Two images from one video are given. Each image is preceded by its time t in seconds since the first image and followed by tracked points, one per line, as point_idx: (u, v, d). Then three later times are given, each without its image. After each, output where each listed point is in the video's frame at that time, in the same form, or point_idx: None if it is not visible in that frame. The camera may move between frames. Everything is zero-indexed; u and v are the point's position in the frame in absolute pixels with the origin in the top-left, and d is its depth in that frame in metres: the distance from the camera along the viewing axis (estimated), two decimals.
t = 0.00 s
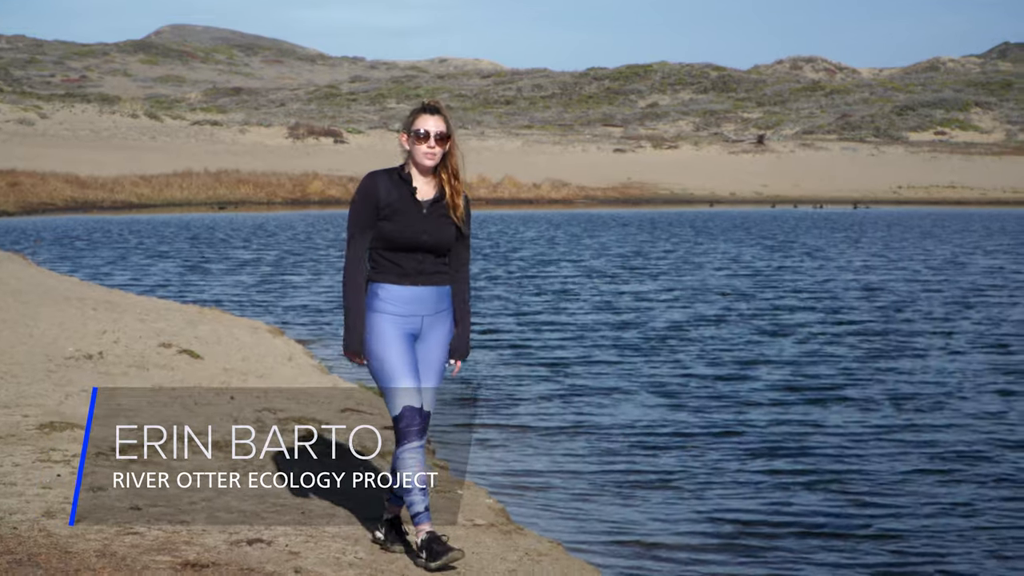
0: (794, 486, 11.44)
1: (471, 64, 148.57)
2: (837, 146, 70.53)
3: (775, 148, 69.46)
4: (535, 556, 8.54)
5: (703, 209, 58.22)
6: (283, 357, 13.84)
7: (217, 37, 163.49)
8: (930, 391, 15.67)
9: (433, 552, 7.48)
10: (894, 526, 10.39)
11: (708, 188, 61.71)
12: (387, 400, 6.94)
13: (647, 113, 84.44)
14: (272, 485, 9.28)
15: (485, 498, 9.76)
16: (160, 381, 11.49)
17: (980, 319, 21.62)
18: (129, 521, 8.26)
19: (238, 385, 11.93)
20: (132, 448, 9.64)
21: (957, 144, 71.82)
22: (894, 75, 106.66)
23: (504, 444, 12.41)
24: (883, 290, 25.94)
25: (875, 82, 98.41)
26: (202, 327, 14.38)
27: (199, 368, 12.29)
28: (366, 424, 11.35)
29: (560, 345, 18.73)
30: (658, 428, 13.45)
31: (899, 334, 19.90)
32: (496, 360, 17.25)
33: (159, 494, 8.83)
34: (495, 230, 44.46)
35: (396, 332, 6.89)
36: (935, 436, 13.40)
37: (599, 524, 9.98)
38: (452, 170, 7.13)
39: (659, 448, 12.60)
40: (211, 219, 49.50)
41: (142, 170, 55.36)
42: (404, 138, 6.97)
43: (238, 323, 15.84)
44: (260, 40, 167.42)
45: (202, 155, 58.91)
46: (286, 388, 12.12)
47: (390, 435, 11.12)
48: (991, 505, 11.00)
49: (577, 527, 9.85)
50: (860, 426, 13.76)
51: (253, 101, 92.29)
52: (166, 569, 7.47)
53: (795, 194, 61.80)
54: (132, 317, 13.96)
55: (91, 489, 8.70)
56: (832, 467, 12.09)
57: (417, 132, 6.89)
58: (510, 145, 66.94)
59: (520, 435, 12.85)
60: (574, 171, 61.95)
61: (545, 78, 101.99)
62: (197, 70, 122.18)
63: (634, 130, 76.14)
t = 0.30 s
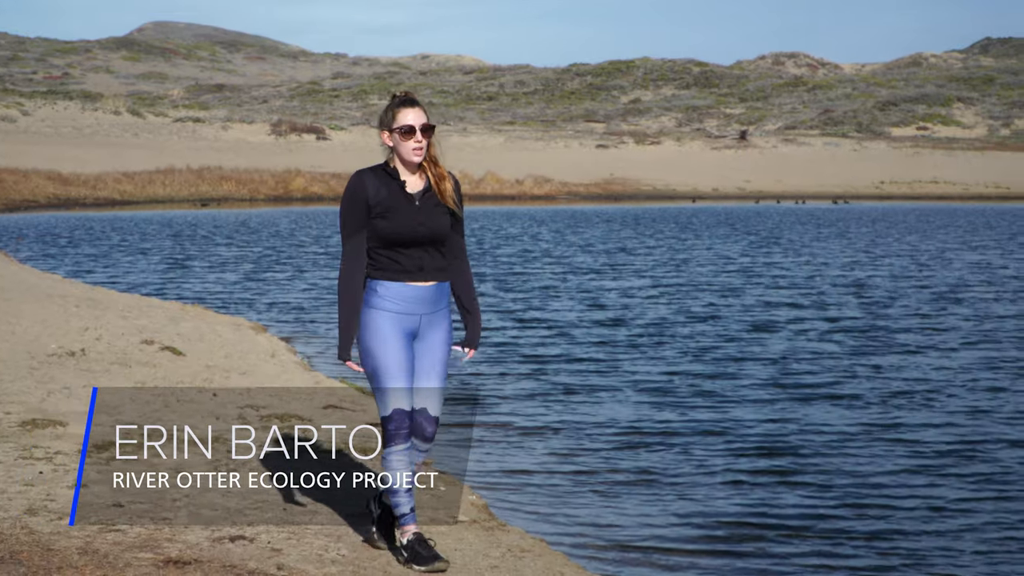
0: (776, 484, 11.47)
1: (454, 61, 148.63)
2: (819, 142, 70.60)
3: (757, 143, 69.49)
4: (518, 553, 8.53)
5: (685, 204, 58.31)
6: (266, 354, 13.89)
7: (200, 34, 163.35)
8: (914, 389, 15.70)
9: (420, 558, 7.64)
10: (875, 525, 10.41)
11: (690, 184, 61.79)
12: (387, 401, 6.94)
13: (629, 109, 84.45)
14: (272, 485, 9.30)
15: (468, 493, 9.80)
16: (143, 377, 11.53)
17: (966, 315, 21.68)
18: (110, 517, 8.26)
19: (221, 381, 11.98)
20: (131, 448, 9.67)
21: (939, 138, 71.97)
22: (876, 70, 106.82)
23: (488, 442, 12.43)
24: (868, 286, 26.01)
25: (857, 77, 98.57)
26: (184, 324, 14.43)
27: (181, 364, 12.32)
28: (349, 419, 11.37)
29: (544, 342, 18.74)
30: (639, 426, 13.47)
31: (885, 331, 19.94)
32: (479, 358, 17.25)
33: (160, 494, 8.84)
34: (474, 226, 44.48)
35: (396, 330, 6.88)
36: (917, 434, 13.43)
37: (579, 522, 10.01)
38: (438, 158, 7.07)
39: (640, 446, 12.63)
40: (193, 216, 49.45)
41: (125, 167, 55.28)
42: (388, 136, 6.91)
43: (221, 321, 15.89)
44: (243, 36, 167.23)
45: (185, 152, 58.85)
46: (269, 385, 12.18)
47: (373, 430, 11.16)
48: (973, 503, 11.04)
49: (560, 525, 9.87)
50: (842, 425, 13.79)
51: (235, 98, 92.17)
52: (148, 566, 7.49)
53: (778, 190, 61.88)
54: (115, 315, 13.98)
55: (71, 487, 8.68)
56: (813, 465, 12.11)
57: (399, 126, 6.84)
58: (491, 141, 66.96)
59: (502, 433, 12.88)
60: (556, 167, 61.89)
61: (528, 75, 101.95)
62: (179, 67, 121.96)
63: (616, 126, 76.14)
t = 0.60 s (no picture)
0: (760, 486, 11.49)
1: (439, 60, 148.45)
2: (804, 141, 70.50)
3: (742, 143, 69.35)
4: (504, 551, 8.55)
5: (671, 203, 58.22)
6: (251, 353, 13.94)
7: (185, 33, 162.92)
8: (901, 390, 15.75)
9: (404, 557, 7.62)
10: (859, 527, 10.43)
11: (676, 183, 61.65)
12: (376, 401, 6.91)
13: (615, 108, 84.31)
14: (272, 485, 9.33)
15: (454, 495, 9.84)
16: (128, 376, 11.54)
17: (954, 315, 21.78)
18: (96, 516, 8.26)
19: (207, 380, 12.01)
20: (130, 448, 9.71)
21: (926, 138, 71.99)
22: (862, 70, 106.83)
23: (473, 443, 12.46)
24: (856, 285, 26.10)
25: (842, 76, 98.53)
26: (169, 323, 14.43)
27: (166, 363, 12.35)
28: (335, 419, 11.39)
29: (531, 343, 18.75)
30: (624, 428, 13.49)
31: (873, 331, 20.01)
32: (466, 358, 17.27)
33: (160, 494, 8.86)
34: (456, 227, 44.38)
35: (385, 328, 6.83)
36: (902, 436, 13.49)
37: (562, 522, 10.04)
38: (433, 158, 6.98)
39: (624, 448, 12.66)
40: (177, 215, 49.24)
41: (111, 165, 55.07)
42: (382, 138, 6.86)
43: (205, 319, 15.94)
44: (228, 36, 166.82)
45: (171, 151, 58.62)
46: (255, 384, 12.22)
47: (359, 429, 11.19)
48: (957, 504, 11.09)
49: (543, 524, 9.92)
50: (828, 426, 13.85)
51: (220, 96, 91.93)
52: (133, 564, 7.49)
53: (763, 190, 61.77)
54: (99, 314, 13.98)
55: (57, 485, 8.68)
56: (797, 468, 12.15)
57: (396, 130, 6.78)
58: (477, 140, 66.87)
59: (487, 433, 12.90)
60: (542, 167, 61.74)
61: (514, 73, 101.82)
62: (165, 66, 121.56)
63: (602, 125, 76.03)
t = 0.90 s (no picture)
0: (749, 488, 11.49)
1: (428, 59, 148.39)
2: (793, 140, 70.54)
3: (731, 142, 69.34)
4: (493, 551, 8.56)
5: (660, 203, 58.23)
6: (240, 354, 13.96)
7: (173, 33, 162.71)
8: (894, 391, 15.78)
9: (392, 558, 7.64)
10: (847, 529, 10.43)
11: (666, 182, 61.63)
12: (369, 408, 6.84)
13: (604, 108, 84.32)
14: (273, 485, 9.37)
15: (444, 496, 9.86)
16: (117, 376, 11.54)
17: (947, 315, 21.84)
18: (84, 517, 8.24)
19: (196, 381, 12.02)
20: (131, 449, 9.72)
21: (914, 137, 72.06)
22: (851, 69, 106.92)
23: (463, 444, 12.47)
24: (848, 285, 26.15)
25: (831, 76, 98.62)
26: (157, 324, 14.43)
27: (155, 363, 12.36)
28: (323, 419, 11.39)
29: (523, 344, 18.76)
30: (613, 430, 13.49)
31: (865, 331, 20.03)
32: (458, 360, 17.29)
33: (159, 494, 8.88)
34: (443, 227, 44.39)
35: (379, 336, 6.71)
36: (892, 438, 13.49)
37: (551, 525, 10.05)
38: (435, 163, 6.82)
39: (613, 451, 12.65)
40: (166, 215, 49.12)
41: (100, 165, 54.99)
42: (380, 143, 6.71)
43: (193, 320, 15.95)
44: (216, 36, 166.61)
45: (160, 151, 58.50)
46: (244, 384, 12.23)
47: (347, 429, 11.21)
48: (946, 506, 11.09)
49: (531, 526, 9.93)
50: (818, 428, 13.85)
51: (209, 97, 91.84)
52: (122, 565, 7.49)
53: (752, 189, 61.79)
54: (88, 315, 13.98)
55: (46, 486, 8.67)
56: (786, 470, 12.15)
57: (393, 134, 6.65)
58: (467, 140, 66.87)
59: (475, 434, 12.90)
60: (532, 167, 61.67)
61: (503, 73, 101.84)
62: (154, 66, 121.40)
63: (591, 125, 76.04)
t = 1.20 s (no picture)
0: (738, 490, 11.48)
1: (418, 59, 148.31)
2: (784, 139, 70.58)
3: (722, 141, 69.35)
4: (483, 550, 8.55)
5: (650, 203, 58.27)
6: (230, 353, 13.98)
7: (163, 33, 162.66)
8: (890, 392, 15.82)
9: (384, 555, 7.67)
10: (838, 532, 10.42)
11: (656, 181, 61.66)
12: (376, 416, 6.85)
13: (594, 107, 84.35)
14: (272, 486, 9.40)
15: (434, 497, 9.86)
16: (107, 375, 11.54)
17: (942, 315, 21.89)
18: (73, 516, 8.23)
19: (186, 380, 12.03)
20: (131, 448, 9.76)
21: (904, 136, 72.10)
22: (840, 67, 106.94)
23: (455, 444, 12.51)
24: (840, 285, 26.19)
25: (821, 74, 98.73)
26: (148, 323, 14.44)
27: (146, 363, 12.36)
28: (314, 419, 11.39)
29: (517, 344, 18.80)
30: (602, 431, 13.49)
31: (857, 332, 20.06)
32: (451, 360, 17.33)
33: (160, 494, 8.91)
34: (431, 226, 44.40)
35: (383, 340, 6.70)
36: (882, 439, 13.49)
37: (546, 527, 10.05)
38: (451, 161, 6.82)
39: (603, 452, 12.65)
40: (155, 215, 49.11)
41: (90, 165, 54.98)
42: (395, 131, 6.75)
43: (184, 319, 15.96)
44: (206, 35, 166.50)
45: (150, 151, 58.51)
46: (234, 383, 12.24)
47: (335, 429, 11.25)
48: (935, 508, 11.09)
49: (520, 527, 9.93)
50: (808, 430, 13.85)
51: (199, 96, 91.81)
52: (113, 564, 7.49)
53: (742, 189, 61.83)
54: (78, 313, 14.00)
55: (36, 486, 8.66)
56: (776, 472, 12.14)
57: (408, 122, 6.68)
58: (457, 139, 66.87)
59: (469, 434, 12.94)
60: (522, 166, 61.56)
61: (493, 72, 101.84)
62: (144, 66, 121.33)
63: (581, 124, 76.09)
